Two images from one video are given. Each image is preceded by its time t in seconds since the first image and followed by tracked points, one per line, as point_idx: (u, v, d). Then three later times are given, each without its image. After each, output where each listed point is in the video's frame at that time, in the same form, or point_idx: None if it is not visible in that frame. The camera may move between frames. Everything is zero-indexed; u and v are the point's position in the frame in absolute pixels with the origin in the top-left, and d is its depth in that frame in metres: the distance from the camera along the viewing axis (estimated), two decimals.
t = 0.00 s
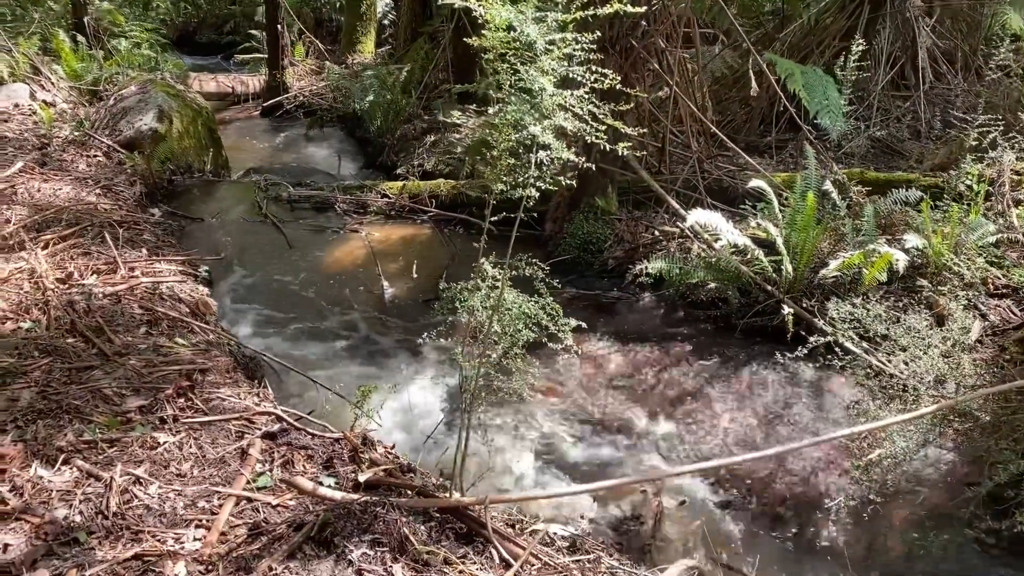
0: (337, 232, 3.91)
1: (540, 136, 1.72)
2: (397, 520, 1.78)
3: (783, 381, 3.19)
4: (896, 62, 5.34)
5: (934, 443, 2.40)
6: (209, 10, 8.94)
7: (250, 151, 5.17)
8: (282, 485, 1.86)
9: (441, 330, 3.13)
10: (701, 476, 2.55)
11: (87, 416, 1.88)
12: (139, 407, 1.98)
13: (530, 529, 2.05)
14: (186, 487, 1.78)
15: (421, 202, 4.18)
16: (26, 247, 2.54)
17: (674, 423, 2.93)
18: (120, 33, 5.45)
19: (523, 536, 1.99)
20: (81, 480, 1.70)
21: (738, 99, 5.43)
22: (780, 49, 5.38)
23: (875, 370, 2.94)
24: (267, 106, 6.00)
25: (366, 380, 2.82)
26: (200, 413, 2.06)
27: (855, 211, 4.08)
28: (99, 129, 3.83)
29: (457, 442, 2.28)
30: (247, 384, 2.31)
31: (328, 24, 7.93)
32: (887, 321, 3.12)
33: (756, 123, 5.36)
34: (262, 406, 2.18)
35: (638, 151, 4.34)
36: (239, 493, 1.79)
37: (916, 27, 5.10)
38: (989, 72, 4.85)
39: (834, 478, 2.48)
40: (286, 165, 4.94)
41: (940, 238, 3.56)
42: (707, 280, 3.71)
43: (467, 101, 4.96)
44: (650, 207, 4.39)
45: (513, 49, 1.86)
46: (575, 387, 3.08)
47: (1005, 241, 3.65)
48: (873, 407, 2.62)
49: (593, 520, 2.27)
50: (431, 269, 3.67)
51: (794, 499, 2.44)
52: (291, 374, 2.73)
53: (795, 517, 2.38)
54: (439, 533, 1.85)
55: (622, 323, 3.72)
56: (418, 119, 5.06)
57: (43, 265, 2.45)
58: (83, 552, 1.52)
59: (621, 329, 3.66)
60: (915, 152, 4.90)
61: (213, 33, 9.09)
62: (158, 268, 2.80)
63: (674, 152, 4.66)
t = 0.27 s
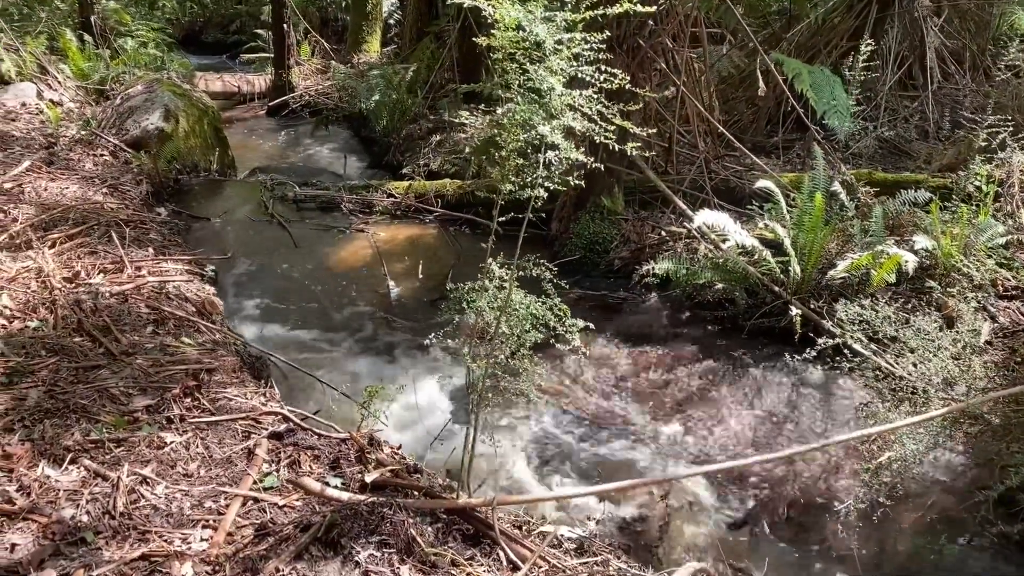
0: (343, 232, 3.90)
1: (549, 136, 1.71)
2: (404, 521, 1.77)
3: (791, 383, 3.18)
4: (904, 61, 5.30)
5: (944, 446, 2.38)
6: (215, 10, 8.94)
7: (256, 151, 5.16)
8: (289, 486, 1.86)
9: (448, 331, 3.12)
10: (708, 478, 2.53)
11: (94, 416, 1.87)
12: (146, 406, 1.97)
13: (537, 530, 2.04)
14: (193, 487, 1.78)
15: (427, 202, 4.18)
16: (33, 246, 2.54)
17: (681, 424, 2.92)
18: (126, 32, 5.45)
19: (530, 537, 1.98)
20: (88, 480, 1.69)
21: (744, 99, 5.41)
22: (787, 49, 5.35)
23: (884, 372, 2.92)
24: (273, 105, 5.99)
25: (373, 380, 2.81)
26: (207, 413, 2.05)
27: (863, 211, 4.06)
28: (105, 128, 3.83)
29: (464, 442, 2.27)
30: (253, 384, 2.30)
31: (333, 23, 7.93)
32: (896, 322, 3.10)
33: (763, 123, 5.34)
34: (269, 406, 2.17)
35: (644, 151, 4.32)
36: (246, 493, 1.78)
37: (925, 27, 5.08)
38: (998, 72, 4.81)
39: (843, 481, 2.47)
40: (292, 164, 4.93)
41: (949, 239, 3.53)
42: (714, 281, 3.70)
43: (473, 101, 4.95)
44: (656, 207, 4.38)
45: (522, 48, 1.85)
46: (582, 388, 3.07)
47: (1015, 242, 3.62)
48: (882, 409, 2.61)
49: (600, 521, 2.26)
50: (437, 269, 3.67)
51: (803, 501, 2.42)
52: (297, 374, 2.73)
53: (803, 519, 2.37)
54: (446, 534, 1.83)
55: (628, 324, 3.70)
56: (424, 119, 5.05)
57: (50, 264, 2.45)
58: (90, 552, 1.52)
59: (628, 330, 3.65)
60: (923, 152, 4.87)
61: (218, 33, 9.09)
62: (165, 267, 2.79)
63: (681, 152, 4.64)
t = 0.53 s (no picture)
0: (350, 233, 3.90)
1: (557, 143, 1.70)
2: (411, 528, 1.76)
3: (798, 388, 3.16)
4: (912, 63, 5.26)
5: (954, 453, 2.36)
6: (223, 10, 8.97)
7: (263, 152, 5.18)
8: (295, 491, 1.85)
9: (454, 334, 3.12)
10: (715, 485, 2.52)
11: (101, 420, 1.87)
12: (153, 410, 1.97)
13: (544, 537, 2.04)
14: (199, 492, 1.77)
15: (433, 203, 4.17)
16: (40, 248, 2.54)
17: (687, 429, 2.90)
18: (134, 32, 5.46)
19: (536, 544, 1.98)
20: (95, 485, 1.69)
21: (752, 101, 5.38)
22: (794, 51, 5.33)
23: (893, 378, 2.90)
24: (280, 106, 6.00)
25: (379, 383, 2.81)
26: (213, 417, 2.05)
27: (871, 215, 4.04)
28: (113, 129, 3.84)
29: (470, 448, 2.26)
30: (260, 387, 2.30)
31: (340, 23, 7.93)
32: (906, 328, 3.08)
33: (770, 125, 5.32)
34: (275, 410, 2.17)
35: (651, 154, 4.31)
36: (252, 499, 1.78)
37: (933, 29, 5.03)
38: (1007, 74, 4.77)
39: (851, 488, 2.45)
40: (298, 165, 4.94)
41: (958, 243, 3.51)
42: (721, 284, 3.69)
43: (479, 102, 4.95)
44: (663, 209, 4.36)
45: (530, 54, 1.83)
46: (589, 392, 3.07)
47: None
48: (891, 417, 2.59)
49: (606, 527, 2.25)
50: (443, 271, 3.66)
51: (811, 508, 2.41)
52: (303, 376, 2.73)
53: (811, 527, 2.35)
54: (452, 540, 1.83)
55: (636, 327, 3.69)
56: (431, 120, 5.05)
57: (58, 267, 2.45)
58: (96, 558, 1.51)
59: (634, 333, 3.64)
60: (931, 155, 4.83)
61: (226, 33, 9.12)
62: (172, 269, 2.79)
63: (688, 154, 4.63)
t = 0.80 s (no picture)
0: (358, 234, 3.90)
1: (567, 148, 1.69)
2: (419, 533, 1.76)
3: (808, 392, 3.14)
4: (923, 65, 5.22)
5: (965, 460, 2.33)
6: (232, 10, 8.99)
7: (272, 152, 5.19)
8: (304, 495, 1.85)
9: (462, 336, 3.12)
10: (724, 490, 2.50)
11: (111, 422, 1.87)
12: (162, 412, 1.98)
13: (552, 541, 2.03)
14: (208, 495, 1.77)
15: (441, 205, 4.17)
16: (51, 249, 2.55)
17: (696, 433, 2.89)
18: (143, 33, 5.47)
19: (544, 550, 1.97)
20: (105, 487, 1.69)
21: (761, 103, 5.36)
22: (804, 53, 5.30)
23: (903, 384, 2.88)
24: (289, 106, 6.01)
25: (387, 385, 2.81)
26: (222, 420, 2.05)
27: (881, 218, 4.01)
28: (123, 130, 3.86)
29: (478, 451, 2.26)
30: (269, 389, 2.30)
31: (349, 24, 7.93)
32: (917, 333, 3.05)
33: (779, 127, 5.29)
34: (284, 413, 2.17)
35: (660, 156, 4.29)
36: (261, 502, 1.78)
37: (944, 31, 4.99)
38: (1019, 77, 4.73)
39: (862, 495, 2.43)
40: (307, 166, 4.94)
41: (970, 247, 3.48)
42: (730, 288, 3.67)
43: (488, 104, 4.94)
44: (672, 212, 4.35)
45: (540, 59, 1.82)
46: (598, 395, 3.06)
47: None
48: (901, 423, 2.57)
49: (615, 532, 2.25)
50: (451, 273, 3.66)
51: (821, 515, 2.40)
52: (312, 378, 2.73)
53: (821, 534, 2.33)
54: (461, 546, 1.82)
55: (644, 330, 3.68)
56: (439, 121, 5.05)
57: (68, 268, 2.46)
58: (106, 561, 1.51)
59: (643, 336, 3.62)
60: (942, 158, 4.80)
61: (235, 33, 9.14)
62: (181, 270, 2.80)
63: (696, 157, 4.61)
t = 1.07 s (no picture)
0: (367, 235, 3.90)
1: (578, 151, 1.67)
2: (428, 537, 1.75)
3: (819, 397, 3.12)
4: (936, 66, 5.15)
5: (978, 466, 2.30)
6: (242, 10, 9.01)
7: (281, 152, 5.19)
8: (312, 497, 1.84)
9: (471, 338, 3.11)
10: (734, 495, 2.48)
11: (120, 423, 1.87)
12: (171, 413, 1.97)
13: (561, 546, 2.02)
14: (217, 496, 1.77)
15: (450, 206, 4.16)
16: (61, 249, 2.56)
17: (706, 437, 2.87)
18: (155, 32, 5.48)
19: (553, 554, 1.96)
20: (114, 488, 1.69)
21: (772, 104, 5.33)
22: (816, 54, 5.26)
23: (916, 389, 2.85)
24: (299, 106, 6.02)
25: (395, 387, 2.80)
26: (231, 421, 2.04)
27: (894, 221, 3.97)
28: (134, 130, 3.87)
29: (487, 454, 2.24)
30: (278, 390, 2.30)
31: (359, 24, 7.95)
32: (930, 338, 3.02)
33: (790, 128, 5.26)
34: (293, 414, 2.16)
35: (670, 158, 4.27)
36: (270, 504, 1.77)
37: (958, 32, 4.94)
38: None
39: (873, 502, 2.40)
40: (316, 166, 4.95)
41: (983, 251, 3.44)
42: (740, 290, 3.65)
43: (497, 104, 4.94)
44: (682, 214, 4.32)
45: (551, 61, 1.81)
46: (606, 398, 3.04)
47: None
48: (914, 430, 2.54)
49: (624, 536, 2.23)
50: (459, 274, 3.65)
51: (832, 521, 2.38)
52: (320, 379, 2.73)
53: (831, 540, 2.31)
54: (469, 549, 1.81)
55: (653, 333, 3.66)
56: (448, 122, 5.05)
57: (79, 268, 2.47)
58: (114, 562, 1.51)
59: (652, 339, 3.61)
60: (954, 160, 4.74)
61: (246, 33, 9.17)
62: (191, 270, 2.80)
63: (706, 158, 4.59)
